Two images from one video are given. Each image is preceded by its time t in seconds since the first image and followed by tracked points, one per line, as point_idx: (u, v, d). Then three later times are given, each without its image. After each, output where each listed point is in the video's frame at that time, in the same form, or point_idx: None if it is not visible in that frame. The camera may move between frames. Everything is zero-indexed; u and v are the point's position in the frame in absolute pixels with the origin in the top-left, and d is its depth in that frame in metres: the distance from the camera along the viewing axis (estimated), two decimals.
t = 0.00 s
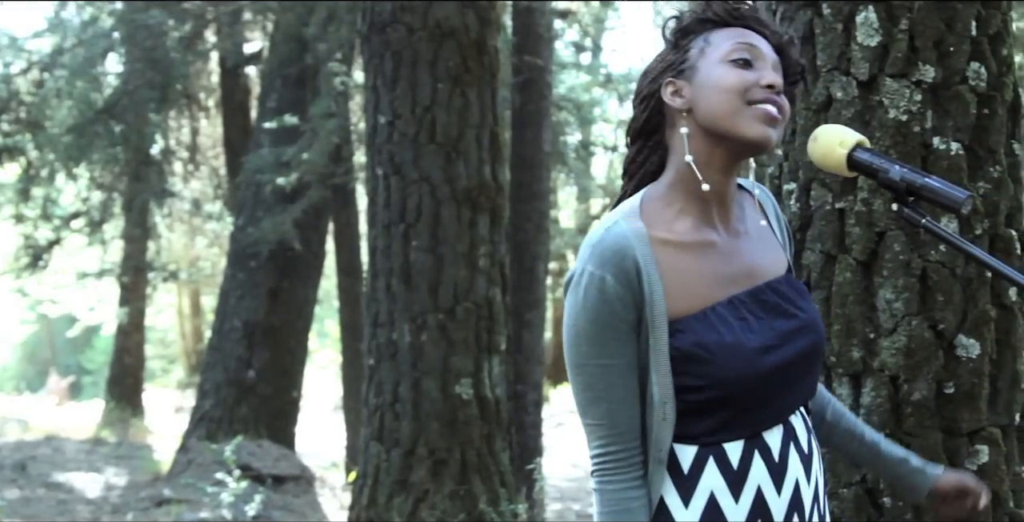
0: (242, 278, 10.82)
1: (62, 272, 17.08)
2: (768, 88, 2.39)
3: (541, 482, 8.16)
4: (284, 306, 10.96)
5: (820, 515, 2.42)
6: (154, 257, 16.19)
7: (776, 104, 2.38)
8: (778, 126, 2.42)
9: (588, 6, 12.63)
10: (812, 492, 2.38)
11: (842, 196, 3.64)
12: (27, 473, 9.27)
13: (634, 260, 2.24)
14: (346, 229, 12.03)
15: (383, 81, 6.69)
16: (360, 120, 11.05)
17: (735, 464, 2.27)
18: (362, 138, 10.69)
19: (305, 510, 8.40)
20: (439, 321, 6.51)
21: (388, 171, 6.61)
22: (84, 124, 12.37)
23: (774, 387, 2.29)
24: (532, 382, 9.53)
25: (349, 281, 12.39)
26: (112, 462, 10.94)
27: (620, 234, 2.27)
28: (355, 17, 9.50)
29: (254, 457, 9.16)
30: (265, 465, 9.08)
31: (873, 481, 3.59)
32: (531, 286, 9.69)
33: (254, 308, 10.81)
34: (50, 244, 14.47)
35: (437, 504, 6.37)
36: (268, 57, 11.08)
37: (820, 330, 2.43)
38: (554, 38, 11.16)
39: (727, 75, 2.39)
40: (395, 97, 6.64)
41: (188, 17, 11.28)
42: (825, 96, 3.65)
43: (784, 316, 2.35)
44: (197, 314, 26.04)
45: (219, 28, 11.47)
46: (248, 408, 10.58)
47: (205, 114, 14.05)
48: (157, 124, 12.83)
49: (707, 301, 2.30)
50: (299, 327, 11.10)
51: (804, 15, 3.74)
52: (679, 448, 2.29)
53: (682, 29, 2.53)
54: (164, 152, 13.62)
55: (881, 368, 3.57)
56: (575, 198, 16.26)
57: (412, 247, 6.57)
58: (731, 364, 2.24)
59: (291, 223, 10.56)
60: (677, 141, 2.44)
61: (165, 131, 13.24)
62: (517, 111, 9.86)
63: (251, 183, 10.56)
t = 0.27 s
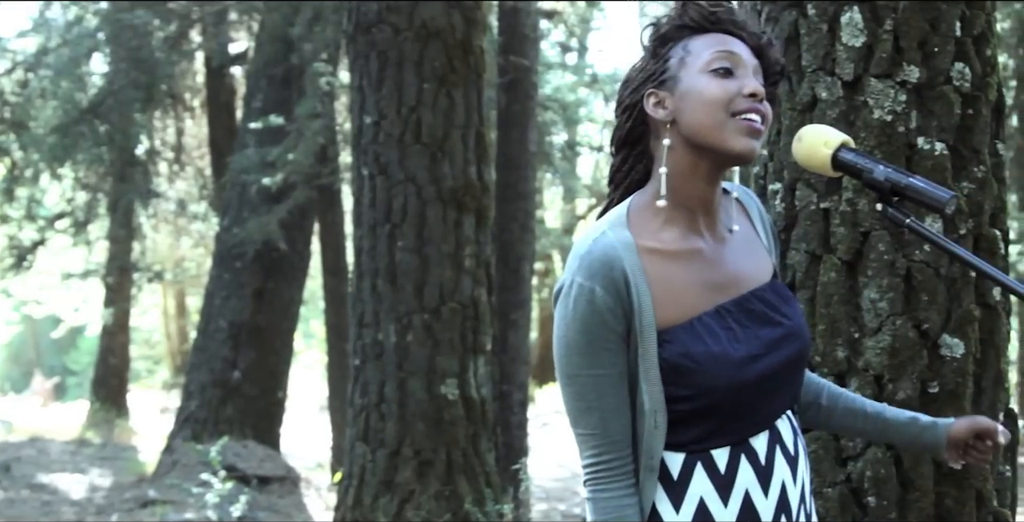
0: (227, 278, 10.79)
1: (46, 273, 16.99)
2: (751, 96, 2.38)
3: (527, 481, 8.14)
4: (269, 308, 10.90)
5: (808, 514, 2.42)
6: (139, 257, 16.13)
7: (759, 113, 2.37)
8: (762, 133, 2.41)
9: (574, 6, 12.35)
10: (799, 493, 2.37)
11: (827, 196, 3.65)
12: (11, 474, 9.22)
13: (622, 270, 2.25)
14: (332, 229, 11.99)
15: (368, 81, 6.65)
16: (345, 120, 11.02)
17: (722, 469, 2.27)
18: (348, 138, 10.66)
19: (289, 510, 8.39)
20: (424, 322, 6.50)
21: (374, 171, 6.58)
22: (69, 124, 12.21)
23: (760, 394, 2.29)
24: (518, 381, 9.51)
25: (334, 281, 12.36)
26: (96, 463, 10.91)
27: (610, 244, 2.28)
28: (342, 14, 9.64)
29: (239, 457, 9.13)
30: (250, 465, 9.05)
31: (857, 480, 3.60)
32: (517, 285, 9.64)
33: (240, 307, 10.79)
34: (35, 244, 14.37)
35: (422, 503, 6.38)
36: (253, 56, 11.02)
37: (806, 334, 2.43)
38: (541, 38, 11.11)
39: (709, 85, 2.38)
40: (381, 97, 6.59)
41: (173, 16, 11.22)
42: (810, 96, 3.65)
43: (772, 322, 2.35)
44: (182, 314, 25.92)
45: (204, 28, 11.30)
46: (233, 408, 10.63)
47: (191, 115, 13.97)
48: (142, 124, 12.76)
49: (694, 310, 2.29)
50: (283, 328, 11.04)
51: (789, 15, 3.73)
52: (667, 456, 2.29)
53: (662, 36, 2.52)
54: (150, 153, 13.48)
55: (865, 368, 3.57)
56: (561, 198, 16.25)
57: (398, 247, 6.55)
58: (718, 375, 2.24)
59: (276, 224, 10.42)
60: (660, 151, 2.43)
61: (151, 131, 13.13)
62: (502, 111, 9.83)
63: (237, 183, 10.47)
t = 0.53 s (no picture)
0: (205, 278, 10.62)
1: (22, 274, 16.86)
2: (732, 93, 2.36)
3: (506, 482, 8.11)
4: (248, 307, 10.78)
5: (785, 512, 2.43)
6: (116, 258, 16.02)
7: (742, 110, 2.36)
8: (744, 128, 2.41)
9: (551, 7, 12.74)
10: (777, 490, 2.39)
11: (804, 196, 3.65)
12: None
13: (611, 260, 2.23)
14: (310, 230, 11.94)
15: (345, 81, 6.63)
16: (323, 120, 10.97)
17: (707, 463, 2.27)
18: (325, 139, 10.61)
19: (267, 512, 8.37)
20: (402, 322, 6.49)
21: (351, 171, 6.55)
22: (45, 125, 12.14)
23: (745, 385, 2.29)
24: (496, 382, 9.46)
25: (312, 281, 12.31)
26: (73, 464, 10.85)
27: (598, 235, 2.26)
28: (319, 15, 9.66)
29: (217, 458, 9.09)
30: (228, 466, 9.01)
31: (834, 480, 3.60)
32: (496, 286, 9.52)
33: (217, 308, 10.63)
34: (11, 245, 14.27)
35: (401, 504, 6.38)
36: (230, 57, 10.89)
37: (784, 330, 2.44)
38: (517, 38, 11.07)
39: (690, 86, 2.36)
40: (358, 97, 6.57)
41: (149, 16, 11.10)
42: (786, 96, 3.65)
43: (754, 316, 2.36)
44: (160, 315, 25.77)
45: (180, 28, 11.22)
46: (211, 409, 10.53)
47: (168, 115, 13.87)
48: (119, 124, 12.66)
49: (680, 302, 2.29)
50: (260, 328, 10.89)
51: (765, 15, 3.74)
52: (653, 450, 2.27)
53: (632, 37, 2.47)
54: (127, 153, 13.30)
55: (842, 367, 3.58)
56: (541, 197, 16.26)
57: (376, 247, 6.54)
58: (705, 364, 2.23)
59: (254, 224, 10.38)
60: (644, 154, 2.42)
61: (127, 131, 13.01)
62: (480, 111, 9.79)
63: (215, 184, 10.40)
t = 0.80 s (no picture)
0: (189, 279, 10.61)
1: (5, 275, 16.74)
2: (720, 84, 2.37)
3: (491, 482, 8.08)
4: (232, 309, 10.74)
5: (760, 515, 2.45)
6: (100, 258, 15.93)
7: (731, 101, 2.38)
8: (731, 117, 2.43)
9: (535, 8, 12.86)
10: (753, 492, 2.41)
11: (786, 196, 3.66)
12: None
13: (601, 241, 2.21)
14: (294, 230, 11.90)
15: (329, 81, 6.62)
16: (307, 121, 10.94)
17: (689, 458, 2.27)
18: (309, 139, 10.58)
19: (252, 513, 8.34)
20: (387, 323, 6.48)
21: (336, 172, 6.54)
22: (28, 125, 11.97)
23: (728, 377, 2.29)
24: (480, 383, 9.40)
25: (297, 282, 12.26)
26: (57, 465, 10.79)
27: (588, 218, 2.24)
28: (302, 17, 9.52)
29: (201, 459, 9.06)
30: (212, 468, 8.99)
31: (817, 480, 3.62)
32: (479, 286, 9.55)
33: (201, 309, 10.58)
34: None
35: (386, 504, 6.36)
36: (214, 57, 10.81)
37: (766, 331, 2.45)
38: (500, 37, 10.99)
39: (681, 85, 2.35)
40: (342, 98, 6.56)
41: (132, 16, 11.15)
42: (770, 96, 3.65)
43: (738, 311, 2.36)
44: (144, 316, 25.64)
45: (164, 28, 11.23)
46: (196, 411, 10.40)
47: (152, 116, 13.76)
48: (102, 125, 12.59)
49: (668, 290, 2.29)
50: (245, 330, 10.86)
51: (749, 15, 3.75)
52: (636, 441, 2.25)
53: (611, 40, 2.43)
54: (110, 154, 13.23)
55: (826, 367, 3.58)
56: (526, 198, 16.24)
57: (360, 248, 6.51)
58: (692, 352, 2.23)
59: (238, 225, 10.33)
60: (638, 156, 2.41)
61: (110, 130, 12.97)
62: (464, 112, 9.75)
63: (199, 184, 10.42)
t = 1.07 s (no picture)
0: (174, 280, 10.55)
1: None
2: (707, 81, 2.38)
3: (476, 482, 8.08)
4: (216, 309, 10.67)
5: None
6: (83, 259, 15.85)
7: (720, 96, 2.39)
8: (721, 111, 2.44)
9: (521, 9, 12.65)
10: (726, 500, 2.41)
11: (771, 196, 3.67)
12: None
13: (601, 227, 2.23)
14: (279, 231, 11.88)
15: (314, 82, 6.62)
16: (291, 121, 10.93)
17: (667, 462, 2.27)
18: (294, 139, 10.58)
19: (237, 514, 8.34)
20: (372, 323, 6.47)
21: (320, 172, 6.53)
22: (11, 127, 11.67)
23: (716, 381, 2.29)
24: (465, 383, 9.38)
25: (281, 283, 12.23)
26: (41, 466, 10.74)
27: (590, 206, 2.27)
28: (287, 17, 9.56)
29: (186, 461, 9.05)
30: (197, 468, 8.99)
31: (802, 480, 3.60)
32: (464, 287, 9.55)
33: (186, 310, 10.51)
34: None
35: (371, 505, 6.37)
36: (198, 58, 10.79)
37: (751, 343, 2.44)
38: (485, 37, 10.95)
39: (669, 88, 2.35)
40: (327, 98, 6.55)
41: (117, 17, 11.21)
42: (754, 96, 3.66)
43: (727, 318, 2.36)
44: (128, 317, 25.54)
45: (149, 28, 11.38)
46: (180, 412, 10.34)
47: (136, 116, 13.66)
48: (86, 126, 12.36)
49: (664, 286, 2.30)
50: (230, 330, 10.78)
51: (733, 16, 3.75)
52: (619, 440, 2.25)
53: (592, 51, 2.43)
54: (93, 154, 13.04)
55: (810, 367, 3.59)
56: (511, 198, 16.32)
57: (344, 248, 6.50)
58: (684, 349, 2.23)
59: (223, 226, 10.33)
60: (633, 164, 2.43)
61: (94, 131, 12.77)
62: (449, 112, 9.75)
63: (182, 185, 10.38)
